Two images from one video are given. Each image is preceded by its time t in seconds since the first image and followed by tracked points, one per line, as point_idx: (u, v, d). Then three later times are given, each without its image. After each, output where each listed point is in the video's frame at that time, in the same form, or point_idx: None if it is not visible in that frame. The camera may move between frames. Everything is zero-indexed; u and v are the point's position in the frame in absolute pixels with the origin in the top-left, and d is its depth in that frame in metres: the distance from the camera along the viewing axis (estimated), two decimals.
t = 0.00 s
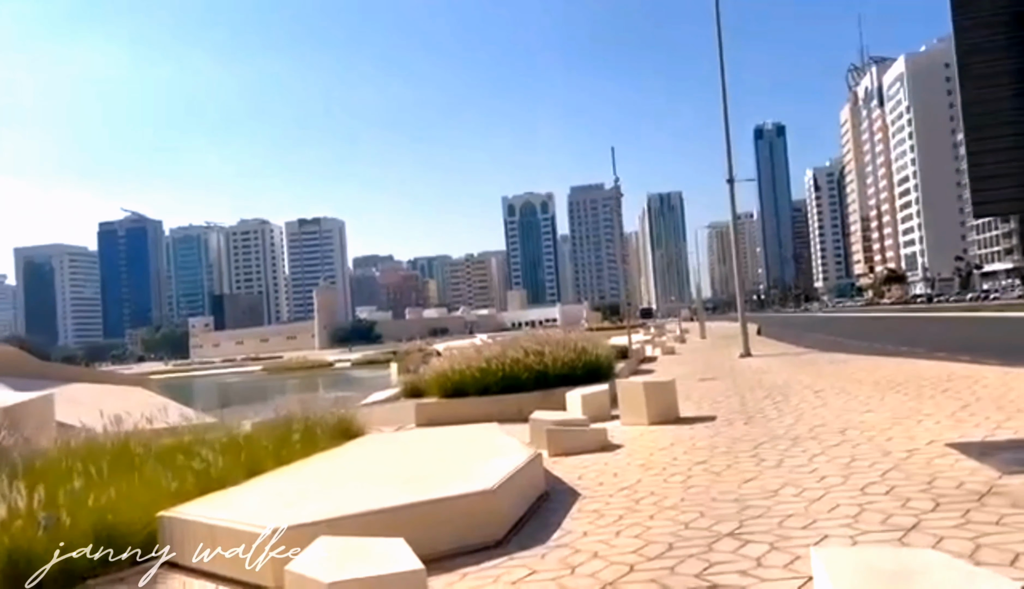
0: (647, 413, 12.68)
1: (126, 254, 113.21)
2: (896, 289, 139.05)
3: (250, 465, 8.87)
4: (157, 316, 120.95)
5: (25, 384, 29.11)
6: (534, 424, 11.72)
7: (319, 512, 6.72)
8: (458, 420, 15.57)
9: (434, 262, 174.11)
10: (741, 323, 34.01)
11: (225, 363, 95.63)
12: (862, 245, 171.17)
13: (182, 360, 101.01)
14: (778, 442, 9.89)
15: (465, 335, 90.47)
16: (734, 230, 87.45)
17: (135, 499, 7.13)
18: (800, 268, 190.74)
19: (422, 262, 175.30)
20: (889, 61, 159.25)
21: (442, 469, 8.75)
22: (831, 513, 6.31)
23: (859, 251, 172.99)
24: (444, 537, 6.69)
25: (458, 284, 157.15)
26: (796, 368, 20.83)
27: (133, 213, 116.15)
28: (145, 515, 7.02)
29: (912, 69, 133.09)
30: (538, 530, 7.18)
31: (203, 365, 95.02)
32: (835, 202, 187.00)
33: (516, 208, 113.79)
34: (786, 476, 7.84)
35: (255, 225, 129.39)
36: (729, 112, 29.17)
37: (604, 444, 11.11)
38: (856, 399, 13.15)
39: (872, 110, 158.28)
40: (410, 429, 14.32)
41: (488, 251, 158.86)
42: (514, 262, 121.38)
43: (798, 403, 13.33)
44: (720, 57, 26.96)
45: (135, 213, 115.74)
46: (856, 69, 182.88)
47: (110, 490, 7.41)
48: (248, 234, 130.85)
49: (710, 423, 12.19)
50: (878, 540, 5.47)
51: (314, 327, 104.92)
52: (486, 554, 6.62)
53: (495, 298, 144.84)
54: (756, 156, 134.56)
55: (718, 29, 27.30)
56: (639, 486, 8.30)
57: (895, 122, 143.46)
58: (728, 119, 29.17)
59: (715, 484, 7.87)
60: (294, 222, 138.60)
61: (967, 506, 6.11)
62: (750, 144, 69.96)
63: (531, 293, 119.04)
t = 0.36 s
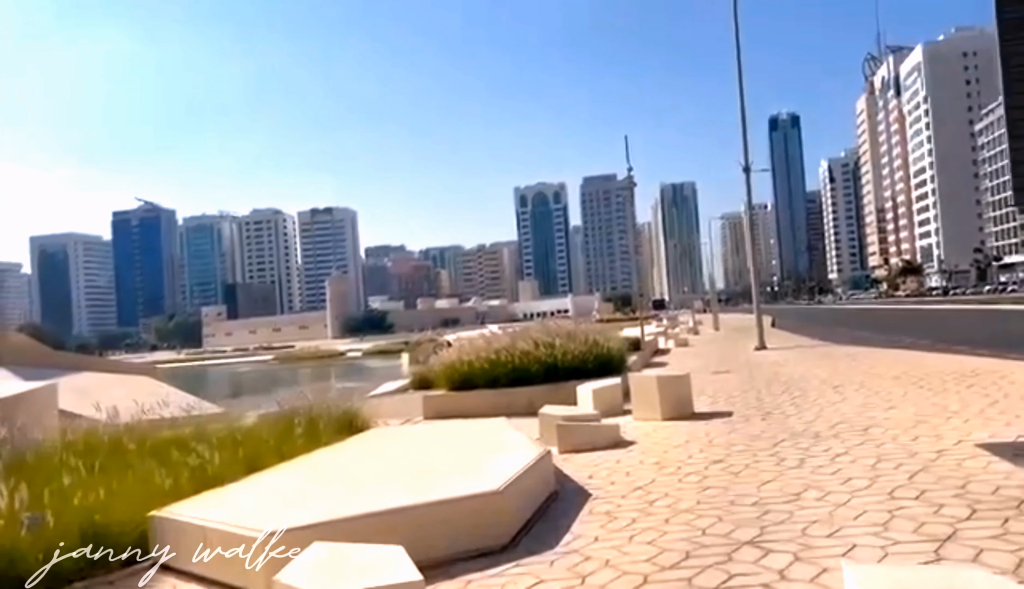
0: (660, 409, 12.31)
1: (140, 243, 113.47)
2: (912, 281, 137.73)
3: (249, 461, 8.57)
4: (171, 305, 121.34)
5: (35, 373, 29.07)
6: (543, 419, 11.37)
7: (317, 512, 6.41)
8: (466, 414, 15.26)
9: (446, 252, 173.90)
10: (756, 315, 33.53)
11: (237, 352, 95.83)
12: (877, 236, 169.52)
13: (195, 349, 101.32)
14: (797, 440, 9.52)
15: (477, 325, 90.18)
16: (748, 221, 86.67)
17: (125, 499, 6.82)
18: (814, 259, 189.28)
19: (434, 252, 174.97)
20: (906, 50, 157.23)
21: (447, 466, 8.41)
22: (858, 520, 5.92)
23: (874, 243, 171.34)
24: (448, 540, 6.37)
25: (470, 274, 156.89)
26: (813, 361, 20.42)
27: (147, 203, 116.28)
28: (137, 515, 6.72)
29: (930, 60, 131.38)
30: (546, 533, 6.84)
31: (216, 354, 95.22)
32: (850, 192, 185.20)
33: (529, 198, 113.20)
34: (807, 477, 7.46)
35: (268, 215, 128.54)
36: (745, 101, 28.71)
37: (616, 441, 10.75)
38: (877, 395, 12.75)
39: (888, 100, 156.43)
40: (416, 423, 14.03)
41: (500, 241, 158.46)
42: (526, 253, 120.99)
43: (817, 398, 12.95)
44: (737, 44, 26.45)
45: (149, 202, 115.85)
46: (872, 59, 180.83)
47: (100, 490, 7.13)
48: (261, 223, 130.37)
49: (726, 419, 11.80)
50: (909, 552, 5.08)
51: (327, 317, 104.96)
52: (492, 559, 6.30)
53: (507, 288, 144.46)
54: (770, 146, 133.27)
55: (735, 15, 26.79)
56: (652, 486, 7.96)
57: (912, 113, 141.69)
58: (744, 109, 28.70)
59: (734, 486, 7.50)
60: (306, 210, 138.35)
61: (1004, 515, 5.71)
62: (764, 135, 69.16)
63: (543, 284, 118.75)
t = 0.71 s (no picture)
0: (661, 410, 11.91)
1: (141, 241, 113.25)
2: (913, 280, 137.37)
3: (227, 466, 8.17)
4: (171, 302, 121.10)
5: (28, 371, 28.76)
6: (539, 419, 10.96)
7: (295, 519, 6.00)
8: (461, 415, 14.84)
9: (446, 250, 173.60)
10: (758, 314, 33.15)
11: (236, 350, 95.46)
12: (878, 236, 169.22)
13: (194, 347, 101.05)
14: (804, 443, 9.10)
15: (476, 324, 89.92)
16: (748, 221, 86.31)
17: (91, 507, 6.41)
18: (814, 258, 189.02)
19: (434, 250, 174.52)
20: (907, 50, 156.98)
21: (436, 471, 7.99)
22: (873, 533, 5.51)
23: (875, 242, 170.98)
24: (435, 550, 5.96)
25: (471, 273, 156.44)
26: (817, 361, 20.02)
27: (148, 200, 115.93)
28: (103, 522, 6.30)
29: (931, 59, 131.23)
30: (540, 544, 6.44)
31: (215, 351, 94.97)
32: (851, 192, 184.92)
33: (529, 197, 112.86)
34: (816, 485, 7.05)
35: (268, 212, 129.22)
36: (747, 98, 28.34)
37: (613, 444, 10.35)
38: (884, 395, 12.35)
39: (889, 99, 156.13)
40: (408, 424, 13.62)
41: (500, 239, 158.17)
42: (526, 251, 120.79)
43: (822, 399, 12.55)
44: (739, 38, 26.06)
45: (150, 199, 115.49)
46: (874, 58, 180.54)
47: (66, 498, 6.72)
48: (262, 221, 129.62)
49: (729, 420, 11.41)
50: (932, 570, 4.67)
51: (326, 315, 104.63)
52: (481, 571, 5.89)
53: (507, 287, 144.08)
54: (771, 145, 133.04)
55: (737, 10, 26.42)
56: (652, 492, 7.55)
57: (913, 113, 141.49)
58: (745, 106, 28.33)
59: (738, 493, 7.10)
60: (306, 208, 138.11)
61: None
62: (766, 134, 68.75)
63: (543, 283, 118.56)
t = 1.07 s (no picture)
0: (653, 426, 11.50)
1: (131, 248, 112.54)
2: (904, 292, 137.50)
3: (196, 486, 7.71)
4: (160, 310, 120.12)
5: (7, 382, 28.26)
6: (527, 436, 10.54)
7: (256, 548, 5.53)
8: (448, 429, 14.39)
9: (438, 259, 173.14)
10: (751, 325, 32.81)
11: (224, 359, 94.65)
12: (868, 248, 169.85)
13: (182, 356, 100.29)
14: (803, 463, 8.71)
15: (467, 334, 89.38)
16: (740, 232, 86.07)
17: (40, 534, 5.95)
18: (805, 269, 189.43)
19: (426, 259, 173.83)
20: (897, 63, 157.69)
21: (416, 494, 7.52)
22: (883, 565, 5.10)
23: (865, 254, 171.55)
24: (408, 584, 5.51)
25: (462, 283, 155.87)
26: (811, 374, 19.69)
27: (138, 208, 115.30)
28: (50, 550, 5.83)
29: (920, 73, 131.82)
30: (523, 574, 6.01)
31: (203, 361, 94.13)
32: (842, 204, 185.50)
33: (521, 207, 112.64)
34: (820, 510, 6.63)
35: (258, 221, 127.48)
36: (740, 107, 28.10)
37: (605, 462, 9.92)
38: (882, 411, 12.00)
39: (880, 112, 156.73)
40: (391, 440, 13.20)
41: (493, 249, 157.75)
42: (518, 261, 120.47)
43: (820, 414, 12.18)
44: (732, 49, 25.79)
45: (140, 207, 114.86)
46: (864, 71, 181.36)
47: (16, 525, 6.29)
48: (252, 230, 128.29)
49: (723, 438, 11.02)
50: None
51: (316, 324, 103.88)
52: None
53: (499, 298, 143.55)
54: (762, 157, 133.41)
55: (730, 19, 26.18)
56: (646, 517, 7.09)
57: (903, 126, 142.06)
58: (738, 115, 28.06)
59: (737, 519, 6.68)
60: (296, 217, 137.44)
61: None
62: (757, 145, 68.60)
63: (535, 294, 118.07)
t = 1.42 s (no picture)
0: (645, 446, 11.09)
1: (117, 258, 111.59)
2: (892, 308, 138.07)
3: (159, 511, 7.27)
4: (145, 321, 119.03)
5: None
6: (513, 456, 10.11)
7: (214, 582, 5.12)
8: (433, 448, 13.91)
9: (427, 272, 172.72)
10: (741, 340, 32.52)
11: (210, 372, 93.69)
12: (855, 264, 170.82)
13: (167, 368, 99.31)
14: (801, 487, 8.33)
15: (455, 347, 88.90)
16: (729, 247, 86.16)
17: None
18: (793, 284, 190.11)
19: (414, 272, 173.35)
20: (884, 81, 158.94)
21: (390, 520, 7.09)
22: None
23: (852, 270, 172.42)
24: None
25: (451, 295, 155.41)
26: (804, 391, 19.34)
27: (124, 218, 114.35)
28: None
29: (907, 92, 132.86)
30: None
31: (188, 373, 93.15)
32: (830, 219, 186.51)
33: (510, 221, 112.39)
34: (823, 540, 6.24)
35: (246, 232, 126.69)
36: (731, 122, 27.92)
37: (593, 484, 9.52)
38: (879, 431, 11.65)
39: (867, 129, 157.91)
40: (373, 459, 12.75)
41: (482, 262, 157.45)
42: (507, 275, 120.20)
43: (814, 435, 11.84)
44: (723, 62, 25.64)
45: (127, 217, 113.92)
46: (851, 88, 182.92)
47: None
48: (240, 240, 127.66)
49: (717, 459, 10.62)
50: None
51: (303, 336, 103.08)
52: None
53: (488, 310, 142.98)
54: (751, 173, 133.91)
55: (721, 34, 26.05)
56: (637, 545, 6.68)
57: (889, 143, 143.14)
58: (728, 130, 27.85)
59: (734, 549, 6.27)
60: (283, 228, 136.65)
61: None
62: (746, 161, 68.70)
63: (524, 307, 117.71)
